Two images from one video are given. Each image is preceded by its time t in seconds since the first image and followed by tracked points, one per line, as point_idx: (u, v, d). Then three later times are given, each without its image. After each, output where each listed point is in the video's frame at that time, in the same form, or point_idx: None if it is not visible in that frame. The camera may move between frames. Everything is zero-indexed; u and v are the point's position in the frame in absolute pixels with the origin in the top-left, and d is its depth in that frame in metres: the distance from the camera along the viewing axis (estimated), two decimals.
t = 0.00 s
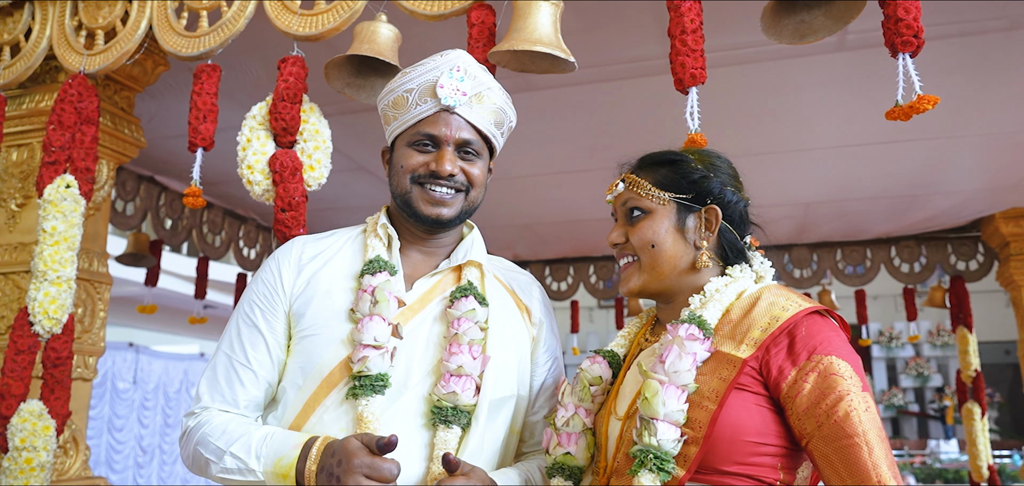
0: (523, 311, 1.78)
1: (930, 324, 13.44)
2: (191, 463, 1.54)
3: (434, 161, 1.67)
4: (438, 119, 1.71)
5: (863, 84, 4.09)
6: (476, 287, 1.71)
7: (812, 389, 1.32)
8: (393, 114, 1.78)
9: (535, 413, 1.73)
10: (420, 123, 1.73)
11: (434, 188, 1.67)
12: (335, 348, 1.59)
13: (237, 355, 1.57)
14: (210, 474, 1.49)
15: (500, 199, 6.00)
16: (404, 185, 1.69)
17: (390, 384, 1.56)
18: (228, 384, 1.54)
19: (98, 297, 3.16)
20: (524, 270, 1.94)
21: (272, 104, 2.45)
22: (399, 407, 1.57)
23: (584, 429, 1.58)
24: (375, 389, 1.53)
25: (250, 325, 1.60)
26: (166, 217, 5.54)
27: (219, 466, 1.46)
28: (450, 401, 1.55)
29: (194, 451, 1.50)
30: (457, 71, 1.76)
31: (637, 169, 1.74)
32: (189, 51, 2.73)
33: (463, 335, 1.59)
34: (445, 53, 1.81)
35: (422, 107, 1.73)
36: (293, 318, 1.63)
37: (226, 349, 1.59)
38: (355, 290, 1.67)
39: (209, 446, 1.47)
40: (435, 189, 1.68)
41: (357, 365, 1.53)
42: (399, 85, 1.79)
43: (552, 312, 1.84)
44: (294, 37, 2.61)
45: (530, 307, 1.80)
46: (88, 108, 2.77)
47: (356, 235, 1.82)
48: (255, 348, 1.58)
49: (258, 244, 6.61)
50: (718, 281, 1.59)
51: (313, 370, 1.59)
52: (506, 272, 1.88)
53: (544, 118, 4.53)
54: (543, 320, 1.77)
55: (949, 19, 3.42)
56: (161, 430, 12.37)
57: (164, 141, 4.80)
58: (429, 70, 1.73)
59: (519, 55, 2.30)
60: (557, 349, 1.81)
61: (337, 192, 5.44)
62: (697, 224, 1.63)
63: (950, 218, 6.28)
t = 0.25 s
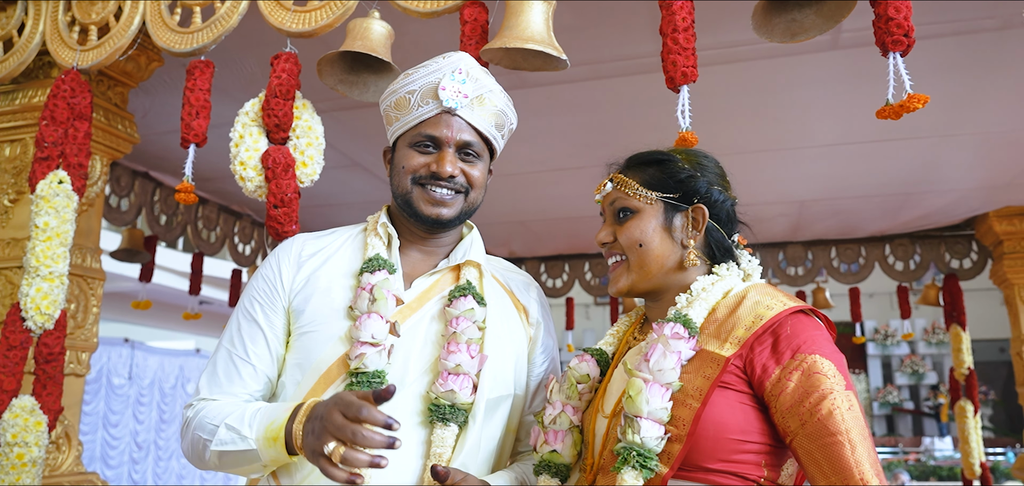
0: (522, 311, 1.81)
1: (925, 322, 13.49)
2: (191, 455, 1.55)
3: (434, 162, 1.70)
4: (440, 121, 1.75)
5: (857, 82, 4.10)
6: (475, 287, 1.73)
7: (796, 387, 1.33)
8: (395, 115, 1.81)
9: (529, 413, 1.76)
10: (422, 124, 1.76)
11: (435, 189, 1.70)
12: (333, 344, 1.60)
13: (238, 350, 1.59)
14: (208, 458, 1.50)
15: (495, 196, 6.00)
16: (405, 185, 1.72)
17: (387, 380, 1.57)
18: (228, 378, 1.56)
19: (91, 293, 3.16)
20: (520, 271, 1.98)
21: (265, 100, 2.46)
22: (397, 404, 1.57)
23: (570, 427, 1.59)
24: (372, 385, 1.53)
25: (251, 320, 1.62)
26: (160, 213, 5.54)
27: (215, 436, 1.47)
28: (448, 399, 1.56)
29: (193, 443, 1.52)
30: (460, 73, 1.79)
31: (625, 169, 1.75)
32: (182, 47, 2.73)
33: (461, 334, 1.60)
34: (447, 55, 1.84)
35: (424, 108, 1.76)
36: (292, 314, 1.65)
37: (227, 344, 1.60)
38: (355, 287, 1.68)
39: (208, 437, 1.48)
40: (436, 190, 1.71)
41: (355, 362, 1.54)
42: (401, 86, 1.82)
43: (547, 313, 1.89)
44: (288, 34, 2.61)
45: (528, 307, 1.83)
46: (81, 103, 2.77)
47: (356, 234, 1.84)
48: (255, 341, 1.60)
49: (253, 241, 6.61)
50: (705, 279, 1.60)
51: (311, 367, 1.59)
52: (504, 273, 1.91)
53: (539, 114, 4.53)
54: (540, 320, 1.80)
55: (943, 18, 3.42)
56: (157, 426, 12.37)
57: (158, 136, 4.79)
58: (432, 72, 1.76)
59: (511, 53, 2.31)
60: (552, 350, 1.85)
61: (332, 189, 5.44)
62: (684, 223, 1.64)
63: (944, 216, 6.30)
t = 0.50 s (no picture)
0: (516, 312, 1.93)
1: (915, 318, 13.59)
2: (185, 446, 1.59)
3: (432, 166, 1.79)
4: (437, 126, 1.84)
5: (844, 80, 4.12)
6: (470, 288, 1.83)
7: (778, 384, 1.34)
8: (394, 118, 1.91)
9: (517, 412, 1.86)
10: (420, 128, 1.85)
11: (432, 193, 1.80)
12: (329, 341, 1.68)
13: (235, 341, 1.65)
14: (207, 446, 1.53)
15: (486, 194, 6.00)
16: (403, 188, 1.81)
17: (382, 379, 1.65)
18: (225, 366, 1.61)
19: (79, 290, 3.16)
20: (517, 274, 2.09)
21: (252, 97, 2.45)
22: (391, 402, 1.66)
23: (553, 425, 1.61)
24: (367, 383, 1.62)
25: (249, 313, 1.70)
26: (149, 210, 5.52)
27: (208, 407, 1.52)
28: (443, 398, 1.64)
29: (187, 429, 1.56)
30: (456, 78, 1.88)
31: (605, 170, 1.77)
32: (169, 44, 2.72)
33: (457, 334, 1.69)
34: (445, 60, 1.94)
35: (422, 112, 1.85)
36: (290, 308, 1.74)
37: (225, 337, 1.67)
38: (352, 286, 1.78)
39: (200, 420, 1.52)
40: (434, 194, 1.80)
41: (351, 360, 1.61)
42: (400, 91, 1.91)
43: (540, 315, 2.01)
44: (275, 31, 2.61)
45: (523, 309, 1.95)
46: (67, 100, 2.76)
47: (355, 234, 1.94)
48: (255, 334, 1.67)
49: (243, 238, 6.59)
50: (686, 277, 1.62)
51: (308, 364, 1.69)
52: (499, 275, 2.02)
53: (529, 112, 4.54)
54: (533, 323, 1.91)
55: (928, 17, 3.45)
56: (148, 423, 12.33)
57: (147, 133, 4.78)
58: (430, 77, 1.85)
59: (498, 51, 2.31)
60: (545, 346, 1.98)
61: (322, 186, 5.43)
62: (666, 223, 1.66)
63: (932, 213, 6.35)
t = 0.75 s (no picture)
0: (515, 314, 2.08)
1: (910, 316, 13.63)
2: (176, 437, 1.67)
3: (434, 172, 1.89)
4: (440, 131, 1.93)
5: (838, 78, 4.13)
6: (469, 290, 1.95)
7: (768, 380, 1.35)
8: (398, 121, 2.00)
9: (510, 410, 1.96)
10: (423, 132, 1.95)
11: (434, 197, 1.90)
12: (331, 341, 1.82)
13: (234, 336, 1.75)
14: (197, 436, 1.61)
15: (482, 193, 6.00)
16: (406, 192, 1.91)
17: (382, 378, 1.76)
18: (223, 358, 1.72)
19: (72, 290, 3.16)
20: (514, 278, 2.24)
21: (244, 96, 2.45)
22: (390, 401, 1.78)
23: (544, 423, 1.63)
24: (368, 382, 1.73)
25: (250, 308, 1.80)
26: (144, 209, 5.51)
27: (203, 390, 1.62)
28: (443, 399, 1.75)
29: (179, 417, 1.65)
30: (460, 84, 1.97)
31: (598, 167, 1.77)
32: (162, 43, 2.72)
33: (456, 335, 1.81)
34: (449, 66, 2.02)
35: (425, 117, 1.94)
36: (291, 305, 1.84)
37: (224, 333, 1.76)
38: (353, 286, 1.91)
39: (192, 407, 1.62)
40: (435, 198, 1.90)
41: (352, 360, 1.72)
42: (405, 95, 2.00)
43: (534, 317, 2.15)
44: (268, 30, 2.61)
45: (521, 311, 2.12)
46: (60, 100, 2.76)
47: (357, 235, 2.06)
48: (254, 331, 1.76)
49: (239, 237, 6.58)
50: (675, 275, 1.63)
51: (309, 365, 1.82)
52: (498, 278, 2.17)
53: (524, 110, 4.54)
54: (530, 326, 2.06)
55: (920, 15, 3.46)
56: (144, 423, 12.30)
57: (141, 132, 4.77)
58: (435, 82, 1.94)
59: (490, 50, 2.32)
60: (541, 343, 2.14)
61: (317, 184, 5.43)
62: (661, 222, 1.68)
63: (927, 211, 6.37)
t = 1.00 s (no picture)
0: (517, 316, 2.10)
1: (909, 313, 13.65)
2: (180, 434, 1.70)
3: (440, 177, 1.91)
4: (446, 136, 1.94)
5: (834, 76, 4.13)
6: (472, 292, 1.96)
7: (759, 377, 1.36)
8: (403, 125, 2.01)
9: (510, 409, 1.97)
10: (429, 137, 1.96)
11: (440, 202, 1.91)
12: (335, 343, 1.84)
13: (239, 335, 1.78)
14: (198, 431, 1.65)
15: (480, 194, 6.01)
16: (412, 197, 1.92)
17: (386, 379, 1.78)
18: (227, 356, 1.75)
19: (69, 291, 3.16)
20: (518, 278, 2.25)
21: (240, 97, 2.46)
22: (394, 402, 1.78)
23: (538, 422, 1.65)
24: (372, 383, 1.74)
25: (254, 308, 1.82)
26: (142, 210, 5.51)
27: (203, 382, 1.66)
28: (447, 400, 1.76)
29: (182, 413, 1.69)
30: (467, 90, 1.98)
31: (597, 164, 1.79)
32: (157, 44, 2.72)
33: (460, 337, 1.82)
34: (457, 72, 2.03)
35: (432, 122, 1.95)
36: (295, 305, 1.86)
37: (230, 332, 1.80)
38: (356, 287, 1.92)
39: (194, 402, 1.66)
40: (440, 203, 1.91)
41: (356, 360, 1.74)
42: (411, 100, 2.01)
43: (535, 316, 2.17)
44: (263, 31, 2.61)
45: (522, 313, 2.13)
46: (56, 102, 2.76)
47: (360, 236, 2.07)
48: (260, 330, 1.78)
49: (237, 238, 6.58)
50: (667, 275, 1.64)
51: (312, 366, 1.83)
52: (499, 279, 2.19)
53: (520, 109, 4.54)
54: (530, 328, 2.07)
55: (916, 12, 3.47)
56: (144, 424, 12.31)
57: (138, 134, 4.76)
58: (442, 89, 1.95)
59: (485, 49, 2.32)
60: (541, 343, 2.17)
61: (314, 185, 5.43)
62: (660, 222, 1.70)
63: (925, 208, 6.37)
